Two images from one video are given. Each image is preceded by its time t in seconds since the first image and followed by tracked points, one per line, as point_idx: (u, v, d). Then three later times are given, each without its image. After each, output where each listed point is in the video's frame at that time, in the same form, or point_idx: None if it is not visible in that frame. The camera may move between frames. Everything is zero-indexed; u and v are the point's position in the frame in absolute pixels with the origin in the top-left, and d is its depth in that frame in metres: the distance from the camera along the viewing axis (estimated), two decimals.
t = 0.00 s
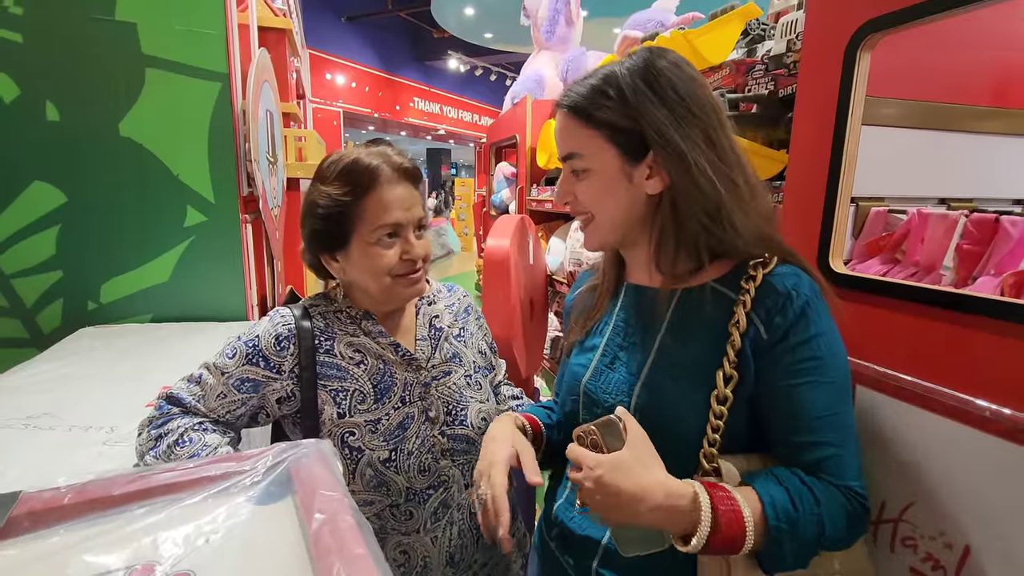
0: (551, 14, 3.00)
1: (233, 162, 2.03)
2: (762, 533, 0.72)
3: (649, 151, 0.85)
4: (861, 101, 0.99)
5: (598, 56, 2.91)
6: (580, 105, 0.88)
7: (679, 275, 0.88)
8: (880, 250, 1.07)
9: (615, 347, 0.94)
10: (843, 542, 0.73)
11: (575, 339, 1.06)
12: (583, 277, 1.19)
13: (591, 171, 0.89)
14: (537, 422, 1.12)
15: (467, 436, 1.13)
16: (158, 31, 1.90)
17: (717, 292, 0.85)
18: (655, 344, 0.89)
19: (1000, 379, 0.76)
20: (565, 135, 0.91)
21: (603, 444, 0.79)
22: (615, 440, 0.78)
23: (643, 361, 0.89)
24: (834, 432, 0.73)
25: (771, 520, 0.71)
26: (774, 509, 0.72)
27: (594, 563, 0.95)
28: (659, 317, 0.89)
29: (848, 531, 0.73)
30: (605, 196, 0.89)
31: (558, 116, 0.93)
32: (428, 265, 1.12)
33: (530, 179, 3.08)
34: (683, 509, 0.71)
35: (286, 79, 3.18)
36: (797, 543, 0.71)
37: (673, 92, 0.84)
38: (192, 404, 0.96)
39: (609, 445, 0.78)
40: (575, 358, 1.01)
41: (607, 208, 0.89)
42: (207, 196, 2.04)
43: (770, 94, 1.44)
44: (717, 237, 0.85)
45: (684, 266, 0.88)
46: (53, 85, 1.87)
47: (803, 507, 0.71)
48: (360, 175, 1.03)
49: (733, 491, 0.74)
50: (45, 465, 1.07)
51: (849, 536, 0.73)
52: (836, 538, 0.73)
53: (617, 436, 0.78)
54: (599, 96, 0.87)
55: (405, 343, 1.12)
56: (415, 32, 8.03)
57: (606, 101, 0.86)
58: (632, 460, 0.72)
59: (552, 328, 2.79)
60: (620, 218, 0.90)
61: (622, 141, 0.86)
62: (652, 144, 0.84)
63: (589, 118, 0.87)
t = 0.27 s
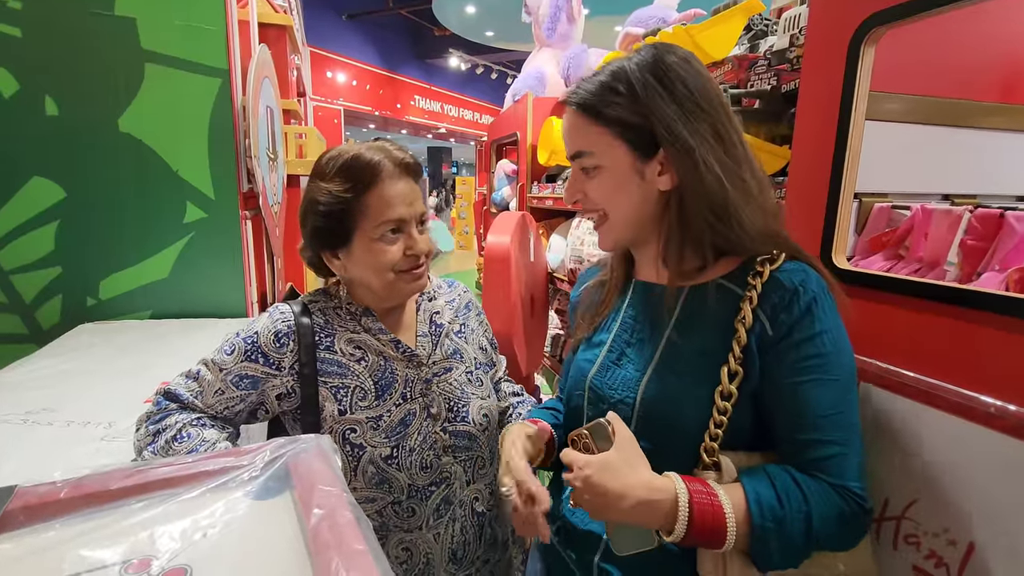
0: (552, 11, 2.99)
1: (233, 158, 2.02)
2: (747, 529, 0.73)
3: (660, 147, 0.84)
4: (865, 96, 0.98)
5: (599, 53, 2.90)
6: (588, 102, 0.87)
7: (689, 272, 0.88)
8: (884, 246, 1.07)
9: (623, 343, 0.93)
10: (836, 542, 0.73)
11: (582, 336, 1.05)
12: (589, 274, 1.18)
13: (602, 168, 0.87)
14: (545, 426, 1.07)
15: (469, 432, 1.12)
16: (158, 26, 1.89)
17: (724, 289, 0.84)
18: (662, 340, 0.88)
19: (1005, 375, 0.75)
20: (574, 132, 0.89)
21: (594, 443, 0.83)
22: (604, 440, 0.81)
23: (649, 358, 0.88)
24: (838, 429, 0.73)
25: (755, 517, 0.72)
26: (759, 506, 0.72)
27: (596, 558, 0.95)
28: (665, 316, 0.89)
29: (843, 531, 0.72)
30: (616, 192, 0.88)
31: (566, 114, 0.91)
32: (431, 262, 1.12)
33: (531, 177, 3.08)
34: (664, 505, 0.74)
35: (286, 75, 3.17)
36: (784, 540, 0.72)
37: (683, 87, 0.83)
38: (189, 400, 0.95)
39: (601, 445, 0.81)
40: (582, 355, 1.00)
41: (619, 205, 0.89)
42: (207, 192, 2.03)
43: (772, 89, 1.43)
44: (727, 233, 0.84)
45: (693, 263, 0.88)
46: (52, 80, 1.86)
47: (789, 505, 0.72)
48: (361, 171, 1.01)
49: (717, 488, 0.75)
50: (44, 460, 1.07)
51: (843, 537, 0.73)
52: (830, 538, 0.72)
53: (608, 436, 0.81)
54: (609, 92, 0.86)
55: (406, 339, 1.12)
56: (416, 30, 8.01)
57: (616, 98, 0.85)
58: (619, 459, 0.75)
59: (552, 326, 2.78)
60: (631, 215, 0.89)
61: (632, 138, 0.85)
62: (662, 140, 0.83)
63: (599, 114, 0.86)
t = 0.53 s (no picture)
0: (553, 9, 2.98)
1: (234, 156, 2.02)
2: (750, 531, 0.73)
3: (674, 149, 0.84)
4: (868, 94, 0.98)
5: (600, 52, 2.90)
6: (602, 102, 0.87)
7: (699, 274, 0.88)
8: (886, 245, 1.06)
9: (632, 343, 0.93)
10: (839, 545, 0.73)
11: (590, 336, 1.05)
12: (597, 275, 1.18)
13: (616, 169, 0.87)
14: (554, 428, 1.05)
15: (470, 432, 1.13)
16: (159, 23, 1.89)
17: (733, 290, 0.84)
18: (671, 340, 0.88)
19: (1008, 374, 0.75)
20: (586, 133, 0.89)
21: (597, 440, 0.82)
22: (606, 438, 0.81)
23: (659, 358, 0.88)
24: (844, 429, 0.73)
25: (757, 519, 0.72)
26: (761, 508, 0.72)
27: (600, 557, 0.95)
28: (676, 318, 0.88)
29: (846, 532, 0.72)
30: (630, 193, 0.87)
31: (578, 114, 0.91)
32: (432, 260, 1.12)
33: (532, 175, 3.08)
34: (666, 507, 0.74)
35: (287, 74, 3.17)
36: (786, 542, 0.72)
37: (696, 88, 0.83)
38: (189, 399, 0.95)
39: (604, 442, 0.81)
40: (590, 354, 1.00)
41: (633, 206, 0.88)
42: (208, 190, 2.03)
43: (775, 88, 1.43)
44: (737, 236, 0.85)
45: (703, 265, 0.88)
46: (53, 77, 1.86)
47: (791, 507, 0.72)
48: (365, 171, 1.01)
49: (720, 490, 0.75)
50: (46, 457, 1.07)
51: (846, 539, 0.73)
52: (833, 540, 0.72)
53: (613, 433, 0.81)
54: (624, 93, 0.85)
55: (407, 339, 1.12)
56: (417, 29, 8.01)
57: (630, 98, 0.85)
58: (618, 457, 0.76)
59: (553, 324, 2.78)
60: (644, 216, 0.89)
61: (646, 139, 0.85)
62: (676, 141, 0.83)
63: (612, 115, 0.86)
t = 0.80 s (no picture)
0: (553, 8, 2.98)
1: (234, 155, 2.02)
2: (752, 532, 0.73)
3: (682, 146, 0.84)
4: (869, 95, 0.98)
5: (600, 51, 2.90)
6: (612, 96, 0.87)
7: (701, 271, 0.88)
8: (886, 245, 1.06)
9: (631, 341, 0.93)
10: (840, 545, 0.73)
11: (588, 334, 1.05)
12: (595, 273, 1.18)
13: (624, 164, 0.87)
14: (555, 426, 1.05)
15: (470, 432, 1.13)
16: (159, 22, 1.88)
17: (733, 289, 0.84)
18: (670, 338, 0.88)
19: (1008, 375, 0.75)
20: (596, 128, 0.89)
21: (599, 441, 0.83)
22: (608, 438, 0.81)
23: (658, 355, 0.88)
24: (846, 429, 0.73)
25: (758, 519, 0.72)
26: (762, 508, 0.72)
27: (600, 559, 0.95)
28: (674, 316, 0.89)
29: (847, 532, 0.73)
30: (638, 189, 0.88)
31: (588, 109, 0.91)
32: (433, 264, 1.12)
33: (532, 175, 3.07)
34: (665, 507, 0.74)
35: (288, 72, 3.17)
36: (787, 542, 0.72)
37: (707, 84, 0.83)
38: (189, 398, 0.95)
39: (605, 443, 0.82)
40: (590, 352, 1.00)
41: (639, 201, 0.89)
42: (208, 189, 2.03)
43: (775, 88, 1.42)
44: (739, 235, 0.85)
45: (705, 263, 0.88)
46: (53, 76, 1.86)
47: (792, 507, 0.72)
48: (366, 175, 1.01)
49: (719, 490, 0.75)
50: (47, 456, 1.07)
51: (847, 538, 0.73)
52: (834, 540, 0.73)
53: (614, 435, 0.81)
54: (635, 88, 0.86)
55: (407, 340, 1.12)
56: (417, 28, 8.00)
57: (640, 92, 0.85)
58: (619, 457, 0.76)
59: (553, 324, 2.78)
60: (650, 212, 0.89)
61: (655, 134, 0.85)
62: (683, 137, 0.83)
63: (622, 110, 0.86)
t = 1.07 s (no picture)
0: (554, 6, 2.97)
1: (234, 153, 2.02)
2: (753, 530, 0.73)
3: (681, 141, 0.83)
4: (871, 91, 0.97)
5: (600, 49, 2.89)
6: (609, 94, 0.86)
7: (700, 267, 0.88)
8: (888, 243, 1.06)
9: (628, 338, 0.93)
10: (841, 542, 0.73)
11: (585, 331, 1.05)
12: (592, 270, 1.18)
13: (624, 162, 0.87)
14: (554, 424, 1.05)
15: (469, 432, 1.12)
16: (158, 19, 1.88)
17: (733, 284, 0.83)
18: (668, 335, 0.88)
19: (1008, 372, 0.74)
20: (594, 126, 0.89)
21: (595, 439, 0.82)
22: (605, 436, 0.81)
23: (656, 352, 0.88)
24: (846, 426, 0.72)
25: (758, 516, 0.72)
26: (762, 505, 0.72)
27: (598, 562, 0.95)
28: (671, 312, 0.89)
29: (847, 529, 0.72)
30: (637, 186, 0.87)
31: (585, 107, 0.91)
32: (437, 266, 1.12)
33: (532, 173, 3.07)
34: (664, 506, 0.74)
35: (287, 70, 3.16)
36: (788, 539, 0.72)
37: (705, 79, 0.83)
38: (186, 397, 0.95)
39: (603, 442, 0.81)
40: (587, 349, 1.00)
41: (639, 198, 0.88)
42: (208, 187, 2.02)
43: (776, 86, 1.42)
44: (738, 230, 0.84)
45: (704, 258, 0.88)
46: (52, 74, 1.86)
47: (792, 504, 0.72)
48: (374, 174, 1.00)
49: (719, 488, 0.75)
50: (46, 454, 1.07)
51: (848, 535, 0.73)
52: (835, 538, 0.72)
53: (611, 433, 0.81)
54: (633, 84, 0.85)
55: (405, 339, 1.11)
56: (417, 26, 7.99)
57: (638, 89, 0.85)
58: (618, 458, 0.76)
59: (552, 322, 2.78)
60: (650, 209, 0.89)
61: (654, 130, 0.85)
62: (683, 133, 0.83)
63: (621, 107, 0.86)
